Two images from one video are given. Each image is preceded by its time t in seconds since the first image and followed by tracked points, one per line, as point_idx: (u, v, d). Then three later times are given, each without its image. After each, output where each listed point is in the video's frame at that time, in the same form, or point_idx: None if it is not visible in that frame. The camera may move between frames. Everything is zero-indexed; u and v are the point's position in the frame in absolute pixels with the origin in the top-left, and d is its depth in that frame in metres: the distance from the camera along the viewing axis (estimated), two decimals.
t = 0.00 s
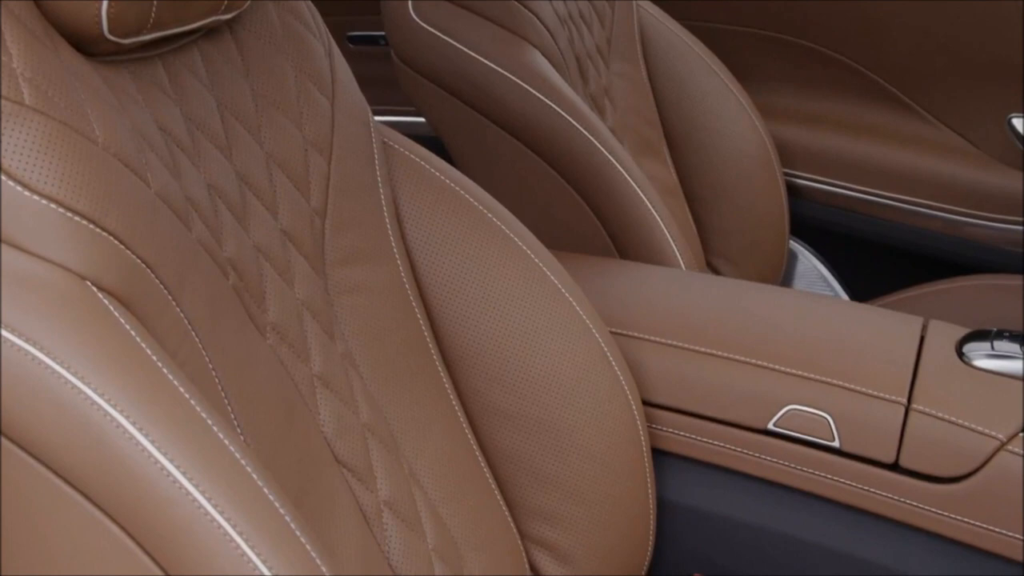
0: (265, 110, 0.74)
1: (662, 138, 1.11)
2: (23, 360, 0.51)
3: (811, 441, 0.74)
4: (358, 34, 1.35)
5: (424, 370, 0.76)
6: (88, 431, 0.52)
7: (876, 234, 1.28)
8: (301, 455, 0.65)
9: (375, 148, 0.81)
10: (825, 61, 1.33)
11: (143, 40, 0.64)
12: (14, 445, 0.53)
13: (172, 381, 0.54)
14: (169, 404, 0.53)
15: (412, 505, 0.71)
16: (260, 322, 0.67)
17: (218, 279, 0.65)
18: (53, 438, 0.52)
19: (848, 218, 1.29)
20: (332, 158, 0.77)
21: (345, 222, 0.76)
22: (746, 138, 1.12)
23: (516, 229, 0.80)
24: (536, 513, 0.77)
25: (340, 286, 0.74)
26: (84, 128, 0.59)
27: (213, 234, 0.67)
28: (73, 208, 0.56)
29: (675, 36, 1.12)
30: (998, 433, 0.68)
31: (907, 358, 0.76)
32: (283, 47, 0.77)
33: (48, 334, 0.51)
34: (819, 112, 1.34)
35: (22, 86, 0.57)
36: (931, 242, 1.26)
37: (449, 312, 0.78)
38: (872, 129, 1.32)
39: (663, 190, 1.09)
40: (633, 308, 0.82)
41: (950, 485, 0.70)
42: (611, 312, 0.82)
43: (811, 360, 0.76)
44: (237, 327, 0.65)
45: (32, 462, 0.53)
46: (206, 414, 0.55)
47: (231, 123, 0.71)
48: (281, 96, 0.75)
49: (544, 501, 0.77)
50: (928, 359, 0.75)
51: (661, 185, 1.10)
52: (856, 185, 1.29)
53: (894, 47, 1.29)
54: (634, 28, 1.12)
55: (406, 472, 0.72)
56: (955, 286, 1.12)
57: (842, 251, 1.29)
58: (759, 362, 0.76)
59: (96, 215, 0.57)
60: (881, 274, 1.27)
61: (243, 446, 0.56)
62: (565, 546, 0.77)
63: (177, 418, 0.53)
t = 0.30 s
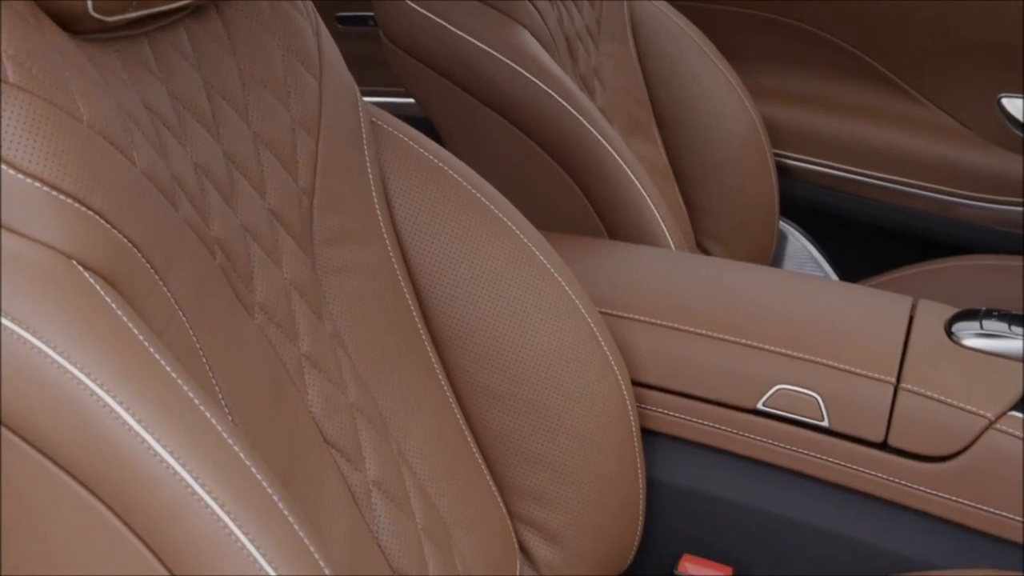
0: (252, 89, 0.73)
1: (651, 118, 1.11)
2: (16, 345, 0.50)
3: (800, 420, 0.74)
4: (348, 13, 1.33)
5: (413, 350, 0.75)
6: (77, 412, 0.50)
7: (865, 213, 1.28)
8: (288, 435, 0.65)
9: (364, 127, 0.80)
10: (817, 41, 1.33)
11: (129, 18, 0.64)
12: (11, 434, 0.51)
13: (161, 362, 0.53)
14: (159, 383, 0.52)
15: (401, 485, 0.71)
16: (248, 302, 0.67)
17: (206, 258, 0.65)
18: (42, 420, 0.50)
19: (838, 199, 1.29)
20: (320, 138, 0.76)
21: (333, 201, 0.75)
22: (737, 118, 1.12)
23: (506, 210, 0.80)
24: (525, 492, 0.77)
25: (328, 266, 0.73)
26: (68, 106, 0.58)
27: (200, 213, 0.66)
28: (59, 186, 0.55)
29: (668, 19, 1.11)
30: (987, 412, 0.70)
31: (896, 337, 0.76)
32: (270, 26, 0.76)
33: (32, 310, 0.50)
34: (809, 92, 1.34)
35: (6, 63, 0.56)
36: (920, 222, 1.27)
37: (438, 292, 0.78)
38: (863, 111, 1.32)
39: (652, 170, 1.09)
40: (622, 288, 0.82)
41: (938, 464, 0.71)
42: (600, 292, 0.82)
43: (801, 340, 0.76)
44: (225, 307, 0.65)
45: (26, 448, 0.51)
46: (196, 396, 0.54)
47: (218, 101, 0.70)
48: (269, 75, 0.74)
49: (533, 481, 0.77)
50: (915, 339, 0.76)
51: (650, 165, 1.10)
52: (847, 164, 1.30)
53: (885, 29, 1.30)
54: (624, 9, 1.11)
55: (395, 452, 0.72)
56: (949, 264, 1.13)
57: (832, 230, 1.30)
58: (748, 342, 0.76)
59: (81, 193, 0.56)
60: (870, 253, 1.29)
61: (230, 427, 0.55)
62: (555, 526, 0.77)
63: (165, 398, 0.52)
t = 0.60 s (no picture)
0: (238, 67, 0.72)
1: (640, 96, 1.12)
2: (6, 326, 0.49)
3: (787, 399, 0.74)
4: None
5: (401, 330, 0.75)
6: (62, 394, 0.49)
7: (849, 191, 1.33)
8: (274, 414, 0.64)
9: (350, 105, 0.80)
10: (807, 22, 1.33)
11: None
12: (10, 422, 0.50)
13: (148, 343, 0.52)
14: (145, 360, 0.51)
15: (389, 464, 0.71)
16: (234, 281, 0.67)
17: (191, 237, 0.64)
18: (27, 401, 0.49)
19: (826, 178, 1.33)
20: (307, 116, 0.76)
21: (320, 180, 0.75)
22: (727, 98, 1.11)
23: (493, 188, 0.79)
24: (513, 471, 0.77)
25: (314, 244, 0.73)
26: (51, 81, 0.58)
27: (185, 192, 0.66)
28: (41, 162, 0.54)
29: None
30: (974, 389, 0.70)
31: (884, 316, 0.76)
32: (255, 4, 0.75)
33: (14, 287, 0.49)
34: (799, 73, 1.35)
35: None
36: (903, 200, 1.30)
37: (426, 271, 0.78)
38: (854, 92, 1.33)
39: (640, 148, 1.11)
40: (610, 267, 0.82)
41: (926, 442, 0.71)
42: (588, 271, 0.81)
43: (789, 319, 0.76)
44: (212, 286, 0.64)
45: (20, 435, 0.50)
46: (183, 376, 0.53)
47: (203, 79, 0.70)
48: (255, 53, 0.74)
49: (520, 461, 0.77)
50: (904, 318, 0.76)
51: (638, 143, 1.11)
52: (835, 144, 1.33)
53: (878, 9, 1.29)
54: None
55: (382, 431, 0.71)
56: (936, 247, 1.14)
57: (819, 209, 1.35)
58: (736, 320, 0.76)
59: (64, 169, 0.55)
60: (856, 228, 1.34)
61: (216, 405, 0.54)
62: (543, 505, 0.77)
63: (153, 378, 0.51)
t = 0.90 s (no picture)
0: (225, 48, 0.72)
1: (629, 79, 1.11)
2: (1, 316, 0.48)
3: (777, 380, 0.74)
4: None
5: (390, 311, 0.75)
6: (52, 379, 0.48)
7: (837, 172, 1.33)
8: (262, 395, 0.64)
9: (338, 85, 0.79)
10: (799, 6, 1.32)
11: None
12: (10, 413, 0.49)
13: (135, 325, 0.52)
14: (132, 342, 0.51)
15: (378, 446, 0.70)
16: (221, 262, 0.66)
17: (178, 218, 0.64)
18: (18, 382, 0.48)
19: (814, 159, 1.33)
20: (293, 97, 0.75)
21: (307, 161, 0.74)
22: (719, 81, 1.12)
23: (482, 170, 0.79)
24: (502, 452, 0.77)
25: (302, 226, 0.72)
26: (37, 61, 0.57)
27: (172, 173, 0.65)
28: (28, 144, 0.53)
29: None
30: (963, 369, 0.71)
31: (873, 296, 0.76)
32: None
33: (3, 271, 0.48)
34: (790, 56, 1.35)
35: None
36: (889, 182, 1.31)
37: (414, 253, 0.77)
38: (846, 74, 1.33)
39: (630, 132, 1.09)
40: (599, 248, 0.81)
41: (916, 422, 0.72)
42: (577, 252, 0.81)
43: (779, 300, 0.76)
44: (199, 267, 0.64)
45: (19, 425, 0.49)
46: (168, 355, 0.52)
47: (190, 60, 0.69)
48: (241, 33, 0.73)
49: (510, 442, 0.77)
50: (893, 299, 0.76)
51: (629, 126, 1.10)
52: (825, 125, 1.33)
53: None
54: None
55: (371, 413, 0.71)
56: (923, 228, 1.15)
57: (805, 191, 1.35)
58: (727, 302, 0.76)
59: (52, 151, 0.55)
60: (840, 208, 1.34)
61: (203, 386, 0.54)
62: (532, 486, 0.77)
63: (140, 359, 0.51)
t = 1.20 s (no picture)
0: (207, 25, 0.71)
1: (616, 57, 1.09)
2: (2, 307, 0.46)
3: (764, 358, 0.74)
4: None
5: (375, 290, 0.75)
6: (40, 364, 0.47)
7: (831, 152, 1.34)
8: (247, 375, 0.63)
9: (322, 63, 0.79)
10: None
11: None
12: (11, 407, 0.47)
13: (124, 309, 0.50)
14: (116, 321, 0.49)
15: (364, 424, 0.70)
16: (205, 241, 0.65)
17: (162, 196, 0.63)
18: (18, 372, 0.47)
19: (804, 139, 1.34)
20: (277, 74, 0.75)
21: (290, 139, 0.74)
22: (707, 60, 1.12)
23: (468, 148, 0.79)
24: (488, 431, 0.77)
25: (287, 203, 0.72)
26: (17, 38, 0.56)
27: (155, 150, 0.64)
28: (9, 121, 0.52)
29: None
30: (949, 346, 0.71)
31: (860, 273, 0.76)
32: None
33: None
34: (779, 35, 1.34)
35: None
36: (880, 161, 1.32)
37: (400, 231, 0.77)
38: (836, 53, 1.33)
39: (618, 111, 1.09)
40: (586, 226, 0.81)
41: (901, 400, 0.72)
42: (564, 230, 0.81)
43: (766, 279, 0.75)
44: (183, 245, 0.63)
45: (22, 420, 0.48)
46: (153, 336, 0.50)
47: (173, 37, 0.68)
48: (223, 10, 0.73)
49: (496, 420, 0.77)
50: (880, 277, 0.76)
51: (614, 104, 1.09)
52: (816, 106, 1.34)
53: None
54: None
55: (357, 391, 0.71)
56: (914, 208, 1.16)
57: (795, 170, 1.36)
58: (714, 281, 0.76)
59: (32, 128, 0.54)
60: (831, 187, 1.35)
61: (190, 367, 0.52)
62: (519, 464, 0.77)
63: (127, 337, 0.49)
